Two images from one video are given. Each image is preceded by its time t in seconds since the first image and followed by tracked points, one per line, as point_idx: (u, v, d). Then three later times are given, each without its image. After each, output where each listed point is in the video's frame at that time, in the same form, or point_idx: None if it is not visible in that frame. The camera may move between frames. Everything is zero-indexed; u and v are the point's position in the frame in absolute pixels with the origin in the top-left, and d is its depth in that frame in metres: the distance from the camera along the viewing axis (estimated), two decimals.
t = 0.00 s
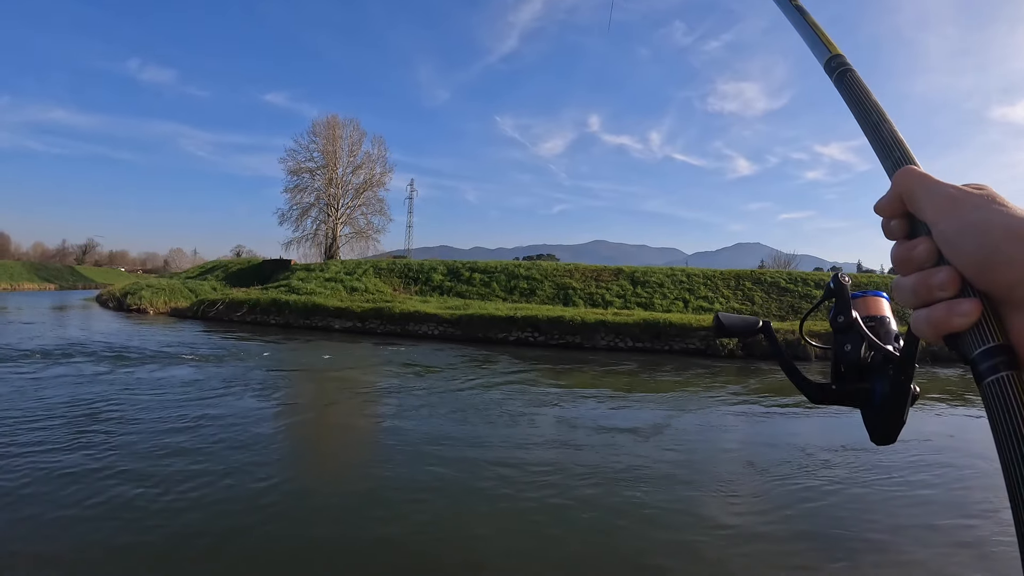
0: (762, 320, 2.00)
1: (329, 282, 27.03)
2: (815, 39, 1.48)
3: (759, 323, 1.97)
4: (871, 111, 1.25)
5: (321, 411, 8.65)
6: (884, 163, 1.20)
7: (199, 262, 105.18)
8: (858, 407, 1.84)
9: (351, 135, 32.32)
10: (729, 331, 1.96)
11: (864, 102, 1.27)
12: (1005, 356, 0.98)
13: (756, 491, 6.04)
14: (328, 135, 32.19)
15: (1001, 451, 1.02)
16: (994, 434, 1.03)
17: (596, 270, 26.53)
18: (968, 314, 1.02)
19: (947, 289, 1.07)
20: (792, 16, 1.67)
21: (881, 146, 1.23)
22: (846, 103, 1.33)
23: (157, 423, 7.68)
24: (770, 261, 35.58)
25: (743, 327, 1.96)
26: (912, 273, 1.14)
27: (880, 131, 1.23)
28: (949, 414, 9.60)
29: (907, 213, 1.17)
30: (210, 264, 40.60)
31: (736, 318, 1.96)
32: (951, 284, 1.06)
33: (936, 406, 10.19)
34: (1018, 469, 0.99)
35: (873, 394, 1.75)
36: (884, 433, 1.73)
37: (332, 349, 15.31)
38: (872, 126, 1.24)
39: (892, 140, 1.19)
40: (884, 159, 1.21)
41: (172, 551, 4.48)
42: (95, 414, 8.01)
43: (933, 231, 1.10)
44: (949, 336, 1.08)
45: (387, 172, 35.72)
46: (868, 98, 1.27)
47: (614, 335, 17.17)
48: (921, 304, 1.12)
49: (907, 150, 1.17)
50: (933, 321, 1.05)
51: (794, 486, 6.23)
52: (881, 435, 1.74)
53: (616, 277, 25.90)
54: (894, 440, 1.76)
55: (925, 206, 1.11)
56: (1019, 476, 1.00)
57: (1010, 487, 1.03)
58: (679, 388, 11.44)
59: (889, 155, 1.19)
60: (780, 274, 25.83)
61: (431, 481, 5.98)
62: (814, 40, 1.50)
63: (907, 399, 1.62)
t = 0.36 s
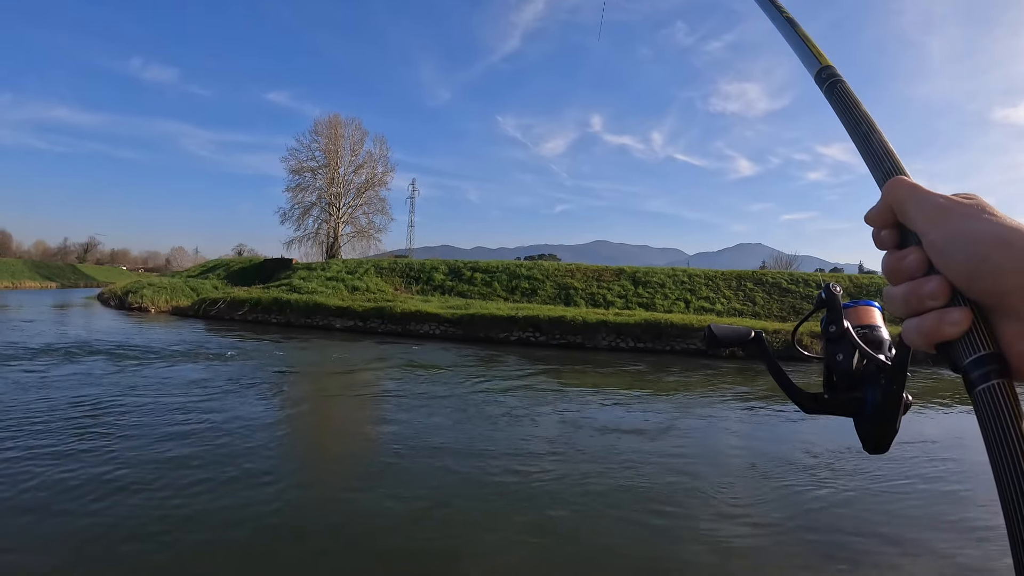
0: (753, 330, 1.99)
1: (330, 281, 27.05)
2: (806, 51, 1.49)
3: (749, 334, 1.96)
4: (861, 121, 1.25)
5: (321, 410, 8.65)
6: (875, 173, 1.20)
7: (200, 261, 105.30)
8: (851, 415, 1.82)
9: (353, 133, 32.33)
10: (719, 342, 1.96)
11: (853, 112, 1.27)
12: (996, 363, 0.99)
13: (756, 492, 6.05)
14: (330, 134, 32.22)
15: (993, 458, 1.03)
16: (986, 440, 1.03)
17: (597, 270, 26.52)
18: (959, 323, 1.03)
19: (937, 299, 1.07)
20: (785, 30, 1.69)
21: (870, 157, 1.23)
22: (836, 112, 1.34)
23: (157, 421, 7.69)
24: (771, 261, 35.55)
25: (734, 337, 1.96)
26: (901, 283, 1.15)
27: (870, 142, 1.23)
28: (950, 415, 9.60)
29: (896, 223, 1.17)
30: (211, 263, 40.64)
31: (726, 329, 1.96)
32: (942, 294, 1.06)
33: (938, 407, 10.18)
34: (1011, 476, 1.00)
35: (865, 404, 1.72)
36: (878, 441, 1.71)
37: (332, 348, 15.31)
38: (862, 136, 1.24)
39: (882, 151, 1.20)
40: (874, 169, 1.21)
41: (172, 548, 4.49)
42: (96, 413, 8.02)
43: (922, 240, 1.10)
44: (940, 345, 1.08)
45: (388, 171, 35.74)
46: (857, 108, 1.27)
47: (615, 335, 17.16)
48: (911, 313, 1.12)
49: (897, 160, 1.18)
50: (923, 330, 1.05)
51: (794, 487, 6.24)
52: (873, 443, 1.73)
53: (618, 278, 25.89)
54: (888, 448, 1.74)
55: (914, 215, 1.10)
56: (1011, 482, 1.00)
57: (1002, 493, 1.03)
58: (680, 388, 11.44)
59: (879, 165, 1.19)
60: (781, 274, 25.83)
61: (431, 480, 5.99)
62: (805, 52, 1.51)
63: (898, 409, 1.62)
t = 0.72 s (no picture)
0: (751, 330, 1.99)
1: (331, 280, 27.07)
2: (805, 51, 1.50)
3: (748, 334, 1.96)
4: (860, 122, 1.25)
5: (322, 409, 8.67)
6: (873, 174, 1.20)
7: (201, 259, 105.43)
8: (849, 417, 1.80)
9: (355, 132, 32.32)
10: (717, 342, 1.96)
11: (852, 112, 1.27)
12: (993, 365, 0.98)
13: (757, 492, 6.05)
14: (331, 132, 32.21)
15: (990, 460, 1.03)
16: (984, 440, 1.03)
17: (598, 269, 26.51)
18: (956, 324, 1.02)
19: (935, 299, 1.06)
20: (786, 31, 1.69)
21: (868, 158, 1.23)
22: (834, 112, 1.34)
23: (158, 419, 7.71)
24: (773, 261, 35.49)
25: (733, 336, 1.95)
26: (899, 283, 1.14)
27: (869, 143, 1.23)
28: (951, 416, 9.60)
29: (894, 225, 1.18)
30: (213, 261, 40.69)
31: (724, 328, 1.96)
32: (938, 294, 1.06)
33: (940, 408, 10.17)
34: (1007, 478, 0.99)
35: (862, 404, 1.70)
36: (874, 442, 1.69)
37: (333, 347, 15.31)
38: (861, 137, 1.24)
39: (881, 152, 1.20)
40: (872, 170, 1.21)
41: (172, 547, 4.49)
42: (98, 411, 8.03)
43: (920, 241, 1.10)
44: (937, 346, 1.08)
45: (390, 170, 35.75)
46: (856, 109, 1.27)
47: (616, 335, 17.16)
48: (909, 314, 1.12)
49: (895, 161, 1.18)
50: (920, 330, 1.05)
51: (795, 487, 6.23)
52: (871, 444, 1.70)
53: (619, 277, 25.88)
54: (886, 448, 1.71)
55: (913, 216, 1.10)
56: (1008, 483, 1.00)
57: (999, 494, 1.03)
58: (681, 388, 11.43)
59: (877, 165, 1.19)
60: (782, 274, 25.82)
61: (433, 479, 6.00)
62: (805, 52, 1.51)
63: (896, 409, 1.61)
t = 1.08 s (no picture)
0: (751, 329, 1.98)
1: (332, 278, 27.08)
2: (805, 50, 1.50)
3: (747, 332, 1.95)
4: (858, 120, 1.25)
5: (323, 407, 8.69)
6: (871, 172, 1.21)
7: (203, 257, 105.56)
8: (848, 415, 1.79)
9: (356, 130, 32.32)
10: (717, 340, 1.95)
11: (849, 111, 1.28)
12: (990, 364, 0.98)
13: (757, 492, 6.06)
14: (333, 130, 32.20)
15: (986, 457, 1.03)
16: (979, 438, 1.03)
17: (600, 268, 26.49)
18: (952, 323, 1.03)
19: (931, 298, 1.07)
20: (785, 29, 1.69)
21: (866, 156, 1.23)
22: (832, 111, 1.35)
23: (160, 417, 7.73)
24: (774, 261, 35.43)
25: (732, 335, 1.94)
26: (896, 282, 1.14)
27: (867, 141, 1.23)
28: (952, 417, 9.59)
29: (891, 224, 1.18)
30: (214, 259, 40.74)
31: (723, 326, 1.94)
32: (935, 293, 1.06)
33: (941, 409, 10.16)
34: (1002, 476, 0.99)
35: (861, 403, 1.69)
36: (872, 441, 1.68)
37: (334, 345, 15.32)
38: (859, 135, 1.24)
39: (879, 151, 1.20)
40: (870, 169, 1.21)
41: (172, 545, 4.50)
42: (100, 409, 8.06)
43: (917, 240, 1.10)
44: (933, 345, 1.08)
45: (392, 168, 35.78)
46: (854, 107, 1.27)
47: (618, 334, 17.15)
48: (905, 313, 1.12)
49: (893, 160, 1.18)
50: (916, 329, 1.05)
51: (795, 487, 6.24)
52: (870, 442, 1.70)
53: (620, 276, 25.88)
54: (884, 446, 1.71)
55: (910, 215, 1.10)
56: (1003, 482, 1.00)
57: (994, 491, 1.03)
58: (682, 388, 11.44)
59: (874, 164, 1.19)
60: (784, 274, 25.79)
61: (433, 477, 6.02)
62: (804, 50, 1.51)
63: (895, 406, 1.60)
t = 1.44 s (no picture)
0: (745, 338, 1.98)
1: (334, 277, 27.08)
2: (796, 59, 1.49)
3: (742, 341, 1.95)
4: (850, 129, 1.24)
5: (323, 406, 8.69)
6: (864, 180, 1.20)
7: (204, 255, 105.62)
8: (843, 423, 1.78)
9: (358, 129, 32.29)
10: (711, 349, 1.94)
11: (842, 119, 1.27)
12: (982, 369, 0.97)
13: (756, 493, 6.06)
14: (335, 129, 32.15)
15: (980, 464, 1.01)
16: (972, 445, 1.02)
17: (602, 268, 26.48)
18: (944, 329, 1.02)
19: (924, 305, 1.06)
20: (778, 38, 1.69)
21: (858, 164, 1.22)
22: (824, 119, 1.34)
23: (161, 416, 7.74)
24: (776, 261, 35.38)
25: (725, 344, 1.94)
26: (889, 290, 1.14)
27: (858, 149, 1.23)
28: (952, 418, 9.58)
29: (883, 232, 1.17)
30: (216, 257, 40.77)
31: (717, 336, 1.94)
32: (927, 301, 1.05)
33: (942, 410, 10.14)
34: (997, 483, 0.98)
35: (855, 410, 1.68)
36: (867, 448, 1.67)
37: (335, 344, 15.33)
38: (851, 143, 1.23)
39: (870, 159, 1.19)
40: (862, 176, 1.21)
41: (171, 543, 4.51)
42: (100, 407, 8.06)
43: (909, 248, 1.09)
44: (927, 353, 1.07)
45: (393, 167, 35.77)
46: (845, 116, 1.27)
47: (619, 334, 17.14)
48: (898, 321, 1.11)
49: (885, 168, 1.17)
50: (909, 336, 1.04)
51: (795, 488, 6.24)
52: (865, 449, 1.68)
53: (622, 276, 25.85)
54: (879, 453, 1.70)
55: (902, 223, 1.10)
56: (997, 489, 0.99)
57: (989, 499, 1.02)
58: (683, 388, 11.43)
59: (866, 172, 1.19)
60: (786, 274, 25.77)
61: (433, 476, 6.02)
62: (795, 59, 1.51)
63: (889, 414, 1.58)
